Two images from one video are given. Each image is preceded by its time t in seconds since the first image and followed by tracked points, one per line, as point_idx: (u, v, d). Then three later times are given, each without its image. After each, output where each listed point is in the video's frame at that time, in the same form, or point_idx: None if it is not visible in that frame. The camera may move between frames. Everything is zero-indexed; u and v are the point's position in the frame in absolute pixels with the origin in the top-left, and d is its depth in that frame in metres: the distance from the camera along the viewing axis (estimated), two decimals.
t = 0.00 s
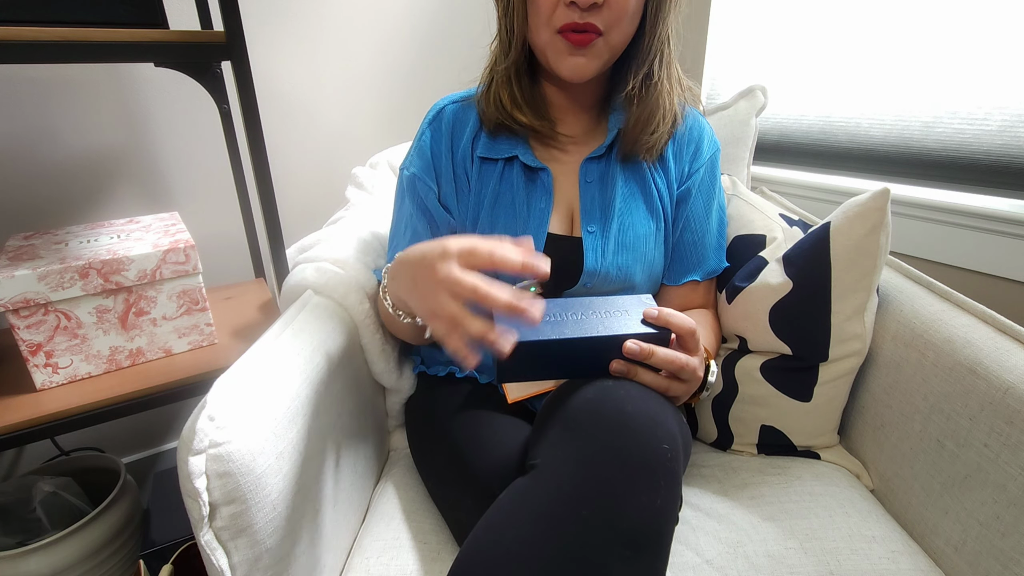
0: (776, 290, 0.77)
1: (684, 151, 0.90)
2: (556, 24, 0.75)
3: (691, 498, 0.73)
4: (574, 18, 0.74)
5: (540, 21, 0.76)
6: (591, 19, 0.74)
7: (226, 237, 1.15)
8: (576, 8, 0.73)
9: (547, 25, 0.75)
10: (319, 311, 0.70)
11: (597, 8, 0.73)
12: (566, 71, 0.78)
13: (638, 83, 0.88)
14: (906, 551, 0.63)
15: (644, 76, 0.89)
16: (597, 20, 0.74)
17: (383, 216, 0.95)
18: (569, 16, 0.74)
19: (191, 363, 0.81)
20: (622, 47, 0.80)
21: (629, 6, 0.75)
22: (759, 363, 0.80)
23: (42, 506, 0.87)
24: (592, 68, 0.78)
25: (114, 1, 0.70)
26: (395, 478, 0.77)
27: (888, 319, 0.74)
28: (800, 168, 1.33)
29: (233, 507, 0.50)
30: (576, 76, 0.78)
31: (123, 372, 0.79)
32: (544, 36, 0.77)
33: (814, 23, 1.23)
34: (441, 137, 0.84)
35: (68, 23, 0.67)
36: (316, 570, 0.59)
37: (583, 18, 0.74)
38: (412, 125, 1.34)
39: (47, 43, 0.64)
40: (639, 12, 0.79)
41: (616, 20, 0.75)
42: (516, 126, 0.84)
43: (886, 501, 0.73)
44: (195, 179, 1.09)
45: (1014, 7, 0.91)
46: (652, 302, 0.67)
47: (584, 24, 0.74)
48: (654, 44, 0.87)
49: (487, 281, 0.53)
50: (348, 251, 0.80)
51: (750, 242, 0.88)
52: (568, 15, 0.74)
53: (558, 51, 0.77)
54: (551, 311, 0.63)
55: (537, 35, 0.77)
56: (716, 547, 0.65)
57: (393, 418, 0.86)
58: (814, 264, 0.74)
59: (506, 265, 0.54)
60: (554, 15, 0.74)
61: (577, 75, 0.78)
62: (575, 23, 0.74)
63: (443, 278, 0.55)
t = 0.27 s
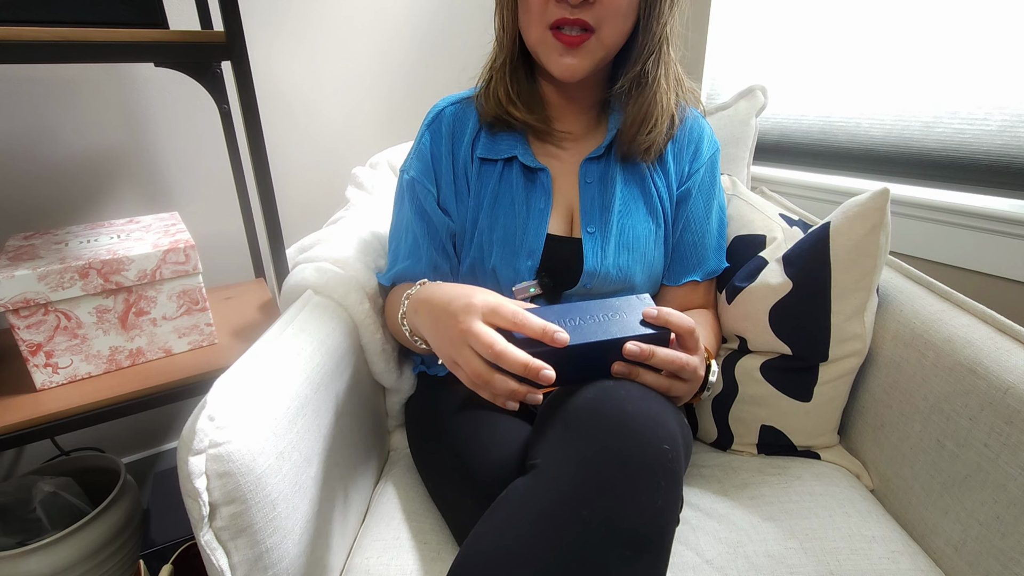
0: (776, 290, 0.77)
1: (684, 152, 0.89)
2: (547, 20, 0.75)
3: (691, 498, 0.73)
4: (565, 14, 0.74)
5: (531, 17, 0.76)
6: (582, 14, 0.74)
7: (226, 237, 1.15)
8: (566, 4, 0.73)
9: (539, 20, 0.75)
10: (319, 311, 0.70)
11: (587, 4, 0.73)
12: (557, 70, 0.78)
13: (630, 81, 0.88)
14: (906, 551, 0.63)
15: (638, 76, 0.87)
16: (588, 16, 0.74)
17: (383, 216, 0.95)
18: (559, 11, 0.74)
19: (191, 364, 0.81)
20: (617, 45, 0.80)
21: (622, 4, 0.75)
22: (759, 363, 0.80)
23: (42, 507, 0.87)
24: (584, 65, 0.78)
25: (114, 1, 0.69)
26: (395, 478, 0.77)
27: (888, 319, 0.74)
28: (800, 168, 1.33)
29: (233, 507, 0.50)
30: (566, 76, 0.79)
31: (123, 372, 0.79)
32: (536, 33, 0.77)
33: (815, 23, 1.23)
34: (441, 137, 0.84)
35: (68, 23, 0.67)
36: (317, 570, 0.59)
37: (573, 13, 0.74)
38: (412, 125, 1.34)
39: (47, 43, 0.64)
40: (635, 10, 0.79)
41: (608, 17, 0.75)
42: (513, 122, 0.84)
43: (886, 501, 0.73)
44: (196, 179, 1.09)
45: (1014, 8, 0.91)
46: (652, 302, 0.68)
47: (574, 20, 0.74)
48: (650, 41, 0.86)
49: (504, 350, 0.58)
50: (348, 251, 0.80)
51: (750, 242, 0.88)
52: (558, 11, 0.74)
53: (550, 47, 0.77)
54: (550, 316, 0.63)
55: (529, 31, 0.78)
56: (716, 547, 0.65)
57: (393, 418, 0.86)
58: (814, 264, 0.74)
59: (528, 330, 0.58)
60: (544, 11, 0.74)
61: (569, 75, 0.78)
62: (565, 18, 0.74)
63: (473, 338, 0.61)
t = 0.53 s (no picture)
0: (776, 290, 0.77)
1: (683, 153, 0.90)
2: (540, 18, 0.76)
3: (691, 498, 0.73)
4: (558, 13, 0.74)
5: (525, 16, 0.77)
6: (575, 14, 0.74)
7: (226, 237, 1.15)
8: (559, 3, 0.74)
9: (532, 19, 0.76)
10: (319, 311, 0.70)
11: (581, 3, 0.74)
12: (550, 72, 0.78)
13: (627, 80, 0.87)
14: (906, 551, 0.63)
15: (634, 75, 0.86)
16: (581, 15, 0.74)
17: (383, 216, 0.95)
18: (551, 10, 0.74)
19: (191, 364, 0.81)
20: (613, 46, 0.79)
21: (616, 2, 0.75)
22: (759, 363, 0.80)
23: (42, 506, 0.87)
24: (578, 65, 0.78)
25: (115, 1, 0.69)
26: (395, 478, 0.77)
27: (888, 319, 0.74)
28: (800, 168, 1.33)
29: (233, 507, 0.50)
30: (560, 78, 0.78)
31: (123, 372, 0.79)
32: (530, 31, 0.78)
33: (814, 23, 1.23)
34: (441, 138, 0.83)
35: (68, 23, 0.67)
36: (317, 569, 0.59)
37: (565, 12, 0.74)
38: (412, 125, 1.34)
39: (47, 43, 0.64)
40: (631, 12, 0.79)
41: (603, 16, 0.75)
42: (511, 121, 0.85)
43: (886, 501, 0.73)
44: (196, 179, 1.09)
45: (1014, 7, 0.91)
46: (652, 302, 0.67)
47: (567, 18, 0.75)
48: (649, 42, 0.84)
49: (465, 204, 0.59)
50: (348, 251, 0.80)
51: (750, 242, 0.88)
52: (552, 10, 0.74)
53: (544, 46, 0.77)
54: (550, 312, 0.63)
55: (523, 30, 0.78)
56: (716, 547, 0.65)
57: (393, 417, 0.86)
58: (814, 264, 0.74)
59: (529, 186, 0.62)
60: (538, 9, 0.75)
61: (562, 76, 0.78)
62: (557, 17, 0.75)
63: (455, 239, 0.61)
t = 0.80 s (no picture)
0: (776, 290, 0.77)
1: (685, 154, 0.90)
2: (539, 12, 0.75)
3: (691, 498, 0.73)
4: (556, 7, 0.74)
5: (524, 9, 0.77)
6: (573, 7, 0.74)
7: (226, 237, 1.15)
8: None
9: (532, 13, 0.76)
10: (320, 312, 0.70)
11: None
12: (549, 65, 0.78)
13: (628, 80, 0.86)
14: (906, 551, 0.63)
15: (635, 75, 0.86)
16: (579, 8, 0.74)
17: (383, 216, 0.95)
18: (549, 5, 0.74)
19: (191, 363, 0.81)
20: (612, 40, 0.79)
21: None
22: (759, 363, 0.80)
23: (42, 506, 0.87)
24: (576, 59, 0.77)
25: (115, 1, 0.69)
26: (395, 478, 0.77)
27: (888, 319, 0.74)
28: (799, 168, 1.33)
29: (233, 507, 0.50)
30: (559, 72, 0.78)
31: (123, 372, 0.79)
32: (529, 24, 0.77)
33: (814, 24, 1.23)
34: (443, 137, 0.83)
35: (68, 23, 0.67)
36: (317, 570, 0.59)
37: (563, 7, 0.74)
38: (412, 125, 1.34)
39: (48, 43, 0.64)
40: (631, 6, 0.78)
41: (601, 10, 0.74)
42: (513, 119, 0.85)
43: (886, 501, 0.73)
44: (196, 179, 1.09)
45: (1014, 7, 0.91)
46: (652, 302, 0.67)
47: (565, 12, 0.74)
48: (649, 42, 0.84)
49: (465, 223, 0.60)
50: (348, 251, 0.80)
51: (750, 242, 0.88)
52: (550, 4, 0.74)
53: (543, 40, 0.77)
54: (551, 311, 0.63)
55: (522, 26, 0.78)
56: (716, 547, 0.65)
57: (393, 417, 0.86)
58: (814, 264, 0.74)
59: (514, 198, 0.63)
60: (535, 3, 0.75)
61: (560, 70, 0.78)
62: (556, 11, 0.75)
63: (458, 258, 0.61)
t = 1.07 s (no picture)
0: (776, 290, 0.77)
1: (684, 154, 0.90)
2: (537, 14, 0.75)
3: (691, 498, 0.73)
4: (554, 8, 0.74)
5: (523, 11, 0.77)
6: (570, 9, 0.74)
7: (226, 237, 1.15)
8: None
9: (530, 14, 0.76)
10: (319, 312, 0.70)
11: None
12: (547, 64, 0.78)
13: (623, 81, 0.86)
14: (906, 551, 0.63)
15: (630, 75, 0.86)
16: (576, 9, 0.74)
17: (383, 216, 0.95)
18: (548, 6, 0.74)
19: (191, 363, 0.81)
20: (610, 40, 0.79)
21: None
22: (759, 363, 0.80)
23: (42, 506, 0.87)
24: (574, 59, 0.77)
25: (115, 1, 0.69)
26: (395, 478, 0.77)
27: (888, 319, 0.74)
28: (799, 168, 1.33)
29: (233, 507, 0.50)
30: (558, 71, 0.78)
31: (123, 372, 0.79)
32: (527, 25, 0.77)
33: (814, 24, 1.23)
34: (442, 138, 0.84)
35: (69, 23, 0.67)
36: (316, 570, 0.59)
37: (561, 7, 0.74)
38: (412, 125, 1.34)
39: (48, 43, 0.64)
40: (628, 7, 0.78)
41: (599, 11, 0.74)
42: (510, 121, 0.84)
43: (886, 501, 0.73)
44: (196, 179, 1.09)
45: (1014, 8, 0.91)
46: (652, 302, 0.67)
47: (563, 13, 0.74)
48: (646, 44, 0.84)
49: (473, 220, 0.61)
50: (348, 251, 0.80)
51: (750, 242, 0.88)
52: (548, 5, 0.74)
53: (541, 41, 0.77)
54: (550, 311, 0.63)
55: (522, 27, 0.78)
56: (716, 547, 0.65)
57: (393, 418, 0.86)
58: (814, 264, 0.74)
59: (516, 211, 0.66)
60: (534, 4, 0.75)
61: (559, 69, 0.78)
62: (554, 12, 0.74)
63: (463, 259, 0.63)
